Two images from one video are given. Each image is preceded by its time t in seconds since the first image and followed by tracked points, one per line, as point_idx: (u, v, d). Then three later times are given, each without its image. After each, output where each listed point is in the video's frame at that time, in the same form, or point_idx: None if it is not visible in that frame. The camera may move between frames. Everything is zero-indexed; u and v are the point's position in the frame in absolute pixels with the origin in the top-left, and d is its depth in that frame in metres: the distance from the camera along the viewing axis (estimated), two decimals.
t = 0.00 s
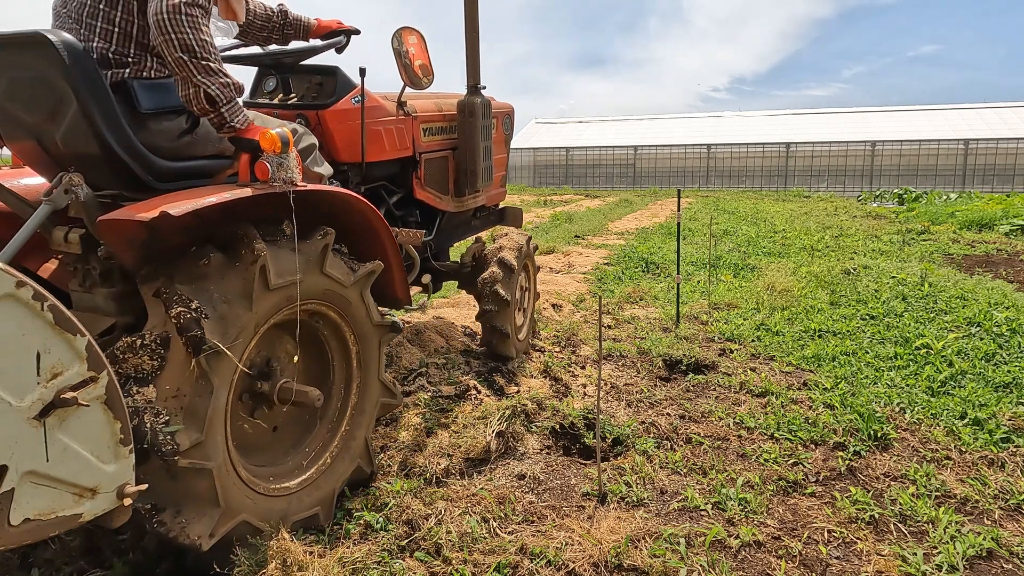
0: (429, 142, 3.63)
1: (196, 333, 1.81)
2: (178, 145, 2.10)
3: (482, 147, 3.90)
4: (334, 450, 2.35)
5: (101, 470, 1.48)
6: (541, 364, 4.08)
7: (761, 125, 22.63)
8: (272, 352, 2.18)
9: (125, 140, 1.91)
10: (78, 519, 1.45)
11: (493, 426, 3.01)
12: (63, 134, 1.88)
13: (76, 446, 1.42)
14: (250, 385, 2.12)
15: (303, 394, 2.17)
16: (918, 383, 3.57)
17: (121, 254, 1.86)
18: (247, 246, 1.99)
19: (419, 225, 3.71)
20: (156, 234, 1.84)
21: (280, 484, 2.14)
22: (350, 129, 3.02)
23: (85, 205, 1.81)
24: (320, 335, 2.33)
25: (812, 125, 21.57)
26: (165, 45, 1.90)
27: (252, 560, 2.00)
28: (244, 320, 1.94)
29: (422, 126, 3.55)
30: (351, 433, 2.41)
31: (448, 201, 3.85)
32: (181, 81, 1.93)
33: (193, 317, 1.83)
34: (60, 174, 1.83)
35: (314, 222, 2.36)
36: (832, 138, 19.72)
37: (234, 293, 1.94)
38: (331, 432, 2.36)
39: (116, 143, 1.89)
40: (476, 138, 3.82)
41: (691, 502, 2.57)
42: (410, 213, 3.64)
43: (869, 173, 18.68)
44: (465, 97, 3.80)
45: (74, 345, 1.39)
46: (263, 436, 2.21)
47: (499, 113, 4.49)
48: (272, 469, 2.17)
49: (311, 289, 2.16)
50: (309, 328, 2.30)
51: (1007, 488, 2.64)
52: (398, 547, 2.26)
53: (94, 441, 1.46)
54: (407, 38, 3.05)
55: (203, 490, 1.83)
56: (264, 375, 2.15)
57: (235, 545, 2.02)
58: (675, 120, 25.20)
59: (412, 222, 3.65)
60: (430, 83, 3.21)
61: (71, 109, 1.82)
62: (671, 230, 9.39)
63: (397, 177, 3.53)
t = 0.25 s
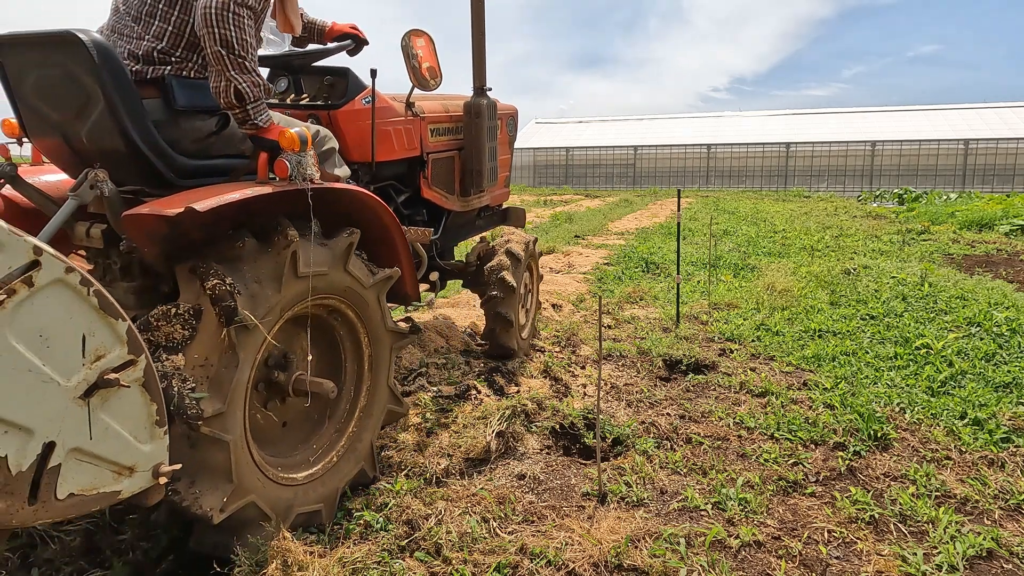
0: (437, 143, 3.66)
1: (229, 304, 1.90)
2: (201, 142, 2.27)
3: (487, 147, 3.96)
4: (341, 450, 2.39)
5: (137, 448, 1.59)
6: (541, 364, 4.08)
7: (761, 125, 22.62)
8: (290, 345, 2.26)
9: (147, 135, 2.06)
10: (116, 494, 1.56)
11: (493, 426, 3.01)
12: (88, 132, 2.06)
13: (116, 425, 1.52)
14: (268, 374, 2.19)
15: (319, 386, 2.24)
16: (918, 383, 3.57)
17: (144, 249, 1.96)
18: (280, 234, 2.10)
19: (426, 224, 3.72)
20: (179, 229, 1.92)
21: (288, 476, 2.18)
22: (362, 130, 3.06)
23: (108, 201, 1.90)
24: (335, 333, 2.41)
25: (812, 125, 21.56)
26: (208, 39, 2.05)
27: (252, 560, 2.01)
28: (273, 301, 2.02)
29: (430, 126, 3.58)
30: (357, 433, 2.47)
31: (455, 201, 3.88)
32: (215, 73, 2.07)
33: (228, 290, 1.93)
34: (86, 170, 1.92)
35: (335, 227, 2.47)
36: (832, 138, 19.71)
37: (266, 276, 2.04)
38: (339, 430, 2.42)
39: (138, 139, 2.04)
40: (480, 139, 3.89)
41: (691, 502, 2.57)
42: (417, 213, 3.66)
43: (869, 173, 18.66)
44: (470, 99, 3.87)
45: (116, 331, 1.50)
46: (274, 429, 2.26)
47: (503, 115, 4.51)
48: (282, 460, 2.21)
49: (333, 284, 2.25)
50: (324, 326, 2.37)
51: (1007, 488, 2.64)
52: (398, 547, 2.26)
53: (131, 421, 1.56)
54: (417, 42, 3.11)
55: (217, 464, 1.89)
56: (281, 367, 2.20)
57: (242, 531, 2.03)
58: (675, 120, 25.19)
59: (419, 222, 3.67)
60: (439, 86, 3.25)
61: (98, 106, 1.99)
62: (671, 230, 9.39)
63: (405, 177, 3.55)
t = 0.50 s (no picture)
0: (444, 143, 3.70)
1: (260, 278, 2.01)
2: (222, 139, 2.30)
3: (494, 148, 3.97)
4: (346, 448, 2.44)
5: (171, 430, 1.63)
6: (540, 364, 4.08)
7: (761, 125, 22.62)
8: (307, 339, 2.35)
9: (171, 133, 2.09)
10: (152, 473, 1.60)
11: (493, 426, 3.01)
12: (114, 129, 2.09)
13: (152, 407, 1.57)
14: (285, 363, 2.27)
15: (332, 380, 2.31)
16: (918, 383, 3.57)
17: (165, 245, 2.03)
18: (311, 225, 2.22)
19: (434, 223, 3.73)
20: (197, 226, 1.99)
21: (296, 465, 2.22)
22: (372, 130, 3.11)
23: (129, 194, 1.97)
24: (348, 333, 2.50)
25: (812, 125, 21.56)
26: (236, 37, 2.11)
27: (251, 560, 2.01)
28: (299, 285, 2.11)
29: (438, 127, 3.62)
30: (362, 434, 2.51)
31: (461, 201, 3.90)
32: (241, 70, 2.13)
33: (261, 266, 2.04)
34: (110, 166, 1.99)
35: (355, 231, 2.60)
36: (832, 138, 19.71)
37: (294, 261, 2.14)
38: (345, 429, 2.47)
39: (164, 137, 2.08)
40: (488, 140, 3.89)
41: (691, 502, 2.57)
42: (424, 212, 3.68)
43: (869, 173, 18.65)
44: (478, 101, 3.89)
45: (152, 315, 1.54)
46: (285, 421, 2.32)
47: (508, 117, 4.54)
48: (291, 450, 2.26)
49: (353, 281, 2.36)
50: (339, 325, 2.46)
51: (1007, 488, 2.64)
52: (398, 547, 2.26)
53: (166, 403, 1.61)
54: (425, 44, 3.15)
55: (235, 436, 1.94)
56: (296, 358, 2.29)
57: (250, 514, 2.05)
58: (675, 120, 25.19)
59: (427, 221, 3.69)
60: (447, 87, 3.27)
61: (124, 104, 2.02)
62: (671, 230, 9.39)
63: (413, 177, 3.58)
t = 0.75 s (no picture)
0: (450, 143, 3.74)
1: (286, 257, 2.10)
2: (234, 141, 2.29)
3: (499, 148, 4.01)
4: (350, 445, 2.44)
5: (197, 413, 1.67)
6: (540, 364, 4.08)
7: (761, 125, 22.62)
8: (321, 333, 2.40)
9: (187, 133, 2.11)
10: (178, 454, 1.64)
11: (493, 426, 3.01)
12: (132, 130, 2.13)
13: (179, 391, 1.60)
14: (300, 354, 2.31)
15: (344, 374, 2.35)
16: (918, 383, 3.57)
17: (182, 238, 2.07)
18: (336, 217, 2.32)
19: (441, 222, 3.78)
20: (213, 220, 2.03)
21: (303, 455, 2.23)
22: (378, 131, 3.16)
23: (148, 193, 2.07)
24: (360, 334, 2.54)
25: (812, 125, 21.56)
26: (242, 41, 2.13)
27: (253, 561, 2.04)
28: (321, 272, 2.20)
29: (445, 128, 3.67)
30: (365, 436, 2.52)
31: (466, 201, 3.95)
32: (251, 73, 2.18)
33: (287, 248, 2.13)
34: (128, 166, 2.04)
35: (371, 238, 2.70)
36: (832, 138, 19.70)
37: (318, 250, 2.23)
38: (351, 427, 2.48)
39: (179, 136, 2.10)
40: (493, 140, 3.93)
41: (691, 502, 2.57)
42: (431, 211, 3.74)
43: (869, 173, 18.64)
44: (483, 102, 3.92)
45: (179, 301, 1.57)
46: (296, 413, 2.36)
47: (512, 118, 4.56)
48: (299, 441, 2.28)
49: (369, 279, 2.43)
50: (352, 325, 2.51)
51: (1007, 488, 2.64)
52: (398, 547, 2.26)
53: (191, 387, 1.64)
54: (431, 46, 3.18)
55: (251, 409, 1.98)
56: (310, 350, 2.31)
57: (255, 494, 2.05)
58: (676, 120, 25.20)
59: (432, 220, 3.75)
60: (454, 88, 3.29)
61: (142, 104, 2.05)
62: (672, 230, 9.39)
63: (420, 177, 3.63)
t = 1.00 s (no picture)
0: (455, 143, 3.78)
1: (310, 241, 2.20)
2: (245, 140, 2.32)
3: (504, 148, 4.06)
4: (353, 442, 2.47)
5: (213, 397, 1.75)
6: (540, 364, 4.08)
7: (761, 125, 22.61)
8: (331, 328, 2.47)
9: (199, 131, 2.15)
10: (196, 437, 1.73)
11: (493, 426, 3.01)
12: (147, 129, 2.17)
13: (197, 375, 1.69)
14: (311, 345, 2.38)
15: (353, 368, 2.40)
16: (918, 383, 3.57)
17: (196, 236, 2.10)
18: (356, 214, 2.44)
19: (446, 221, 3.82)
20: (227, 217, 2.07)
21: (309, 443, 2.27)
22: (387, 130, 3.19)
23: (166, 189, 2.14)
24: (370, 334, 2.62)
25: (812, 125, 21.56)
26: (250, 44, 2.12)
27: (253, 562, 2.04)
28: (341, 262, 2.29)
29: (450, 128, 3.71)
30: (367, 435, 2.54)
31: (471, 200, 3.99)
32: (261, 76, 2.15)
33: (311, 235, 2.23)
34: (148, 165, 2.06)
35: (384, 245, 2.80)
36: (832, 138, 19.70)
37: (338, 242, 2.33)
38: (354, 425, 2.51)
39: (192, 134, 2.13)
40: (498, 141, 3.98)
41: (691, 502, 2.57)
42: (436, 211, 3.77)
43: (869, 172, 18.62)
44: (487, 103, 3.98)
45: (199, 290, 1.66)
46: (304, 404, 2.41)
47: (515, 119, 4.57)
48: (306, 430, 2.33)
49: (383, 278, 2.52)
50: (362, 324, 2.59)
51: (1007, 488, 2.64)
52: (398, 547, 2.25)
53: (209, 373, 1.73)
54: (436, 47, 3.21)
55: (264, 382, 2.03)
56: (321, 343, 2.39)
57: (261, 473, 2.07)
58: (676, 120, 25.20)
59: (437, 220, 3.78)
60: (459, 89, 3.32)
61: (155, 104, 2.10)
62: (672, 230, 9.39)
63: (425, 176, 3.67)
